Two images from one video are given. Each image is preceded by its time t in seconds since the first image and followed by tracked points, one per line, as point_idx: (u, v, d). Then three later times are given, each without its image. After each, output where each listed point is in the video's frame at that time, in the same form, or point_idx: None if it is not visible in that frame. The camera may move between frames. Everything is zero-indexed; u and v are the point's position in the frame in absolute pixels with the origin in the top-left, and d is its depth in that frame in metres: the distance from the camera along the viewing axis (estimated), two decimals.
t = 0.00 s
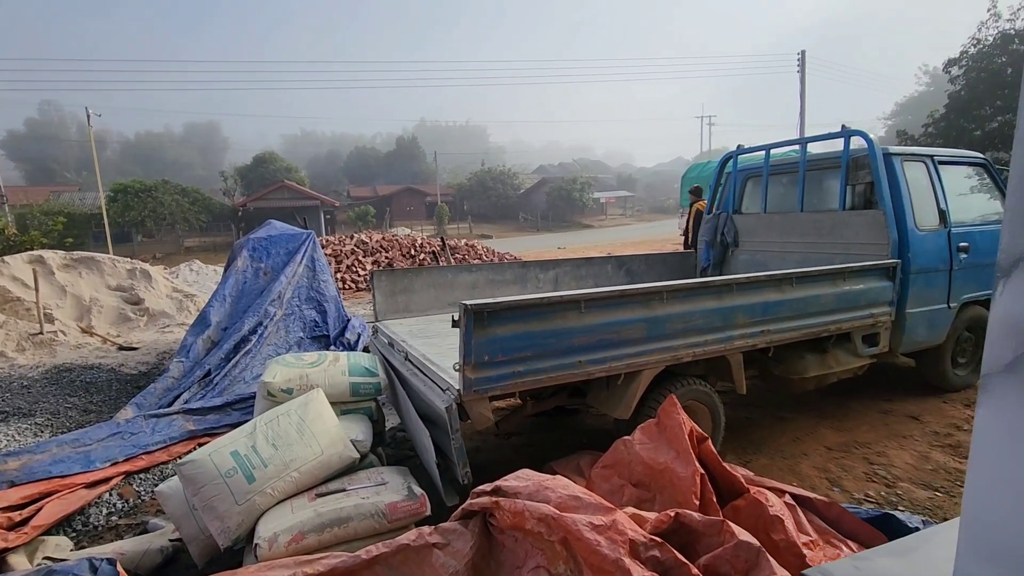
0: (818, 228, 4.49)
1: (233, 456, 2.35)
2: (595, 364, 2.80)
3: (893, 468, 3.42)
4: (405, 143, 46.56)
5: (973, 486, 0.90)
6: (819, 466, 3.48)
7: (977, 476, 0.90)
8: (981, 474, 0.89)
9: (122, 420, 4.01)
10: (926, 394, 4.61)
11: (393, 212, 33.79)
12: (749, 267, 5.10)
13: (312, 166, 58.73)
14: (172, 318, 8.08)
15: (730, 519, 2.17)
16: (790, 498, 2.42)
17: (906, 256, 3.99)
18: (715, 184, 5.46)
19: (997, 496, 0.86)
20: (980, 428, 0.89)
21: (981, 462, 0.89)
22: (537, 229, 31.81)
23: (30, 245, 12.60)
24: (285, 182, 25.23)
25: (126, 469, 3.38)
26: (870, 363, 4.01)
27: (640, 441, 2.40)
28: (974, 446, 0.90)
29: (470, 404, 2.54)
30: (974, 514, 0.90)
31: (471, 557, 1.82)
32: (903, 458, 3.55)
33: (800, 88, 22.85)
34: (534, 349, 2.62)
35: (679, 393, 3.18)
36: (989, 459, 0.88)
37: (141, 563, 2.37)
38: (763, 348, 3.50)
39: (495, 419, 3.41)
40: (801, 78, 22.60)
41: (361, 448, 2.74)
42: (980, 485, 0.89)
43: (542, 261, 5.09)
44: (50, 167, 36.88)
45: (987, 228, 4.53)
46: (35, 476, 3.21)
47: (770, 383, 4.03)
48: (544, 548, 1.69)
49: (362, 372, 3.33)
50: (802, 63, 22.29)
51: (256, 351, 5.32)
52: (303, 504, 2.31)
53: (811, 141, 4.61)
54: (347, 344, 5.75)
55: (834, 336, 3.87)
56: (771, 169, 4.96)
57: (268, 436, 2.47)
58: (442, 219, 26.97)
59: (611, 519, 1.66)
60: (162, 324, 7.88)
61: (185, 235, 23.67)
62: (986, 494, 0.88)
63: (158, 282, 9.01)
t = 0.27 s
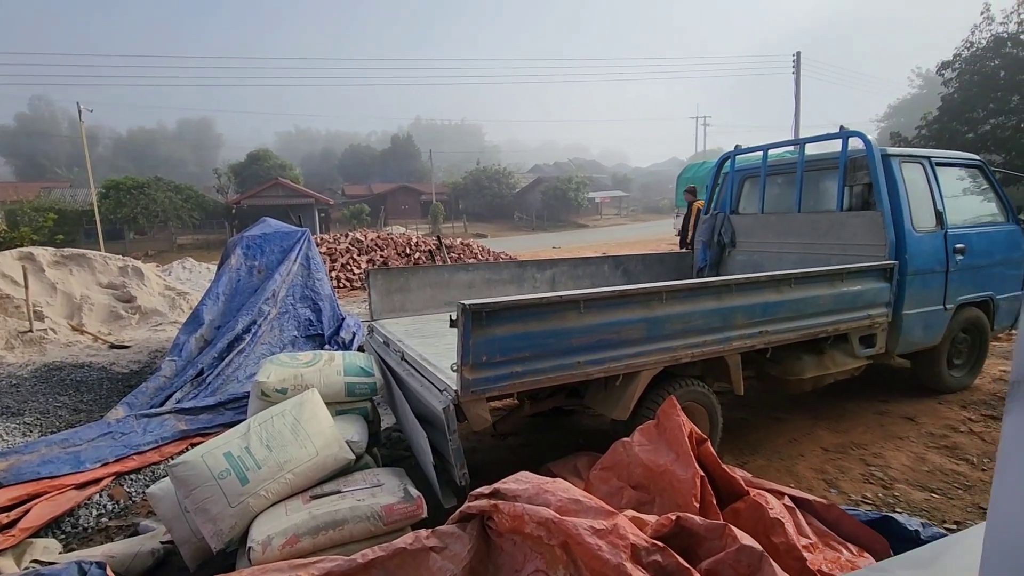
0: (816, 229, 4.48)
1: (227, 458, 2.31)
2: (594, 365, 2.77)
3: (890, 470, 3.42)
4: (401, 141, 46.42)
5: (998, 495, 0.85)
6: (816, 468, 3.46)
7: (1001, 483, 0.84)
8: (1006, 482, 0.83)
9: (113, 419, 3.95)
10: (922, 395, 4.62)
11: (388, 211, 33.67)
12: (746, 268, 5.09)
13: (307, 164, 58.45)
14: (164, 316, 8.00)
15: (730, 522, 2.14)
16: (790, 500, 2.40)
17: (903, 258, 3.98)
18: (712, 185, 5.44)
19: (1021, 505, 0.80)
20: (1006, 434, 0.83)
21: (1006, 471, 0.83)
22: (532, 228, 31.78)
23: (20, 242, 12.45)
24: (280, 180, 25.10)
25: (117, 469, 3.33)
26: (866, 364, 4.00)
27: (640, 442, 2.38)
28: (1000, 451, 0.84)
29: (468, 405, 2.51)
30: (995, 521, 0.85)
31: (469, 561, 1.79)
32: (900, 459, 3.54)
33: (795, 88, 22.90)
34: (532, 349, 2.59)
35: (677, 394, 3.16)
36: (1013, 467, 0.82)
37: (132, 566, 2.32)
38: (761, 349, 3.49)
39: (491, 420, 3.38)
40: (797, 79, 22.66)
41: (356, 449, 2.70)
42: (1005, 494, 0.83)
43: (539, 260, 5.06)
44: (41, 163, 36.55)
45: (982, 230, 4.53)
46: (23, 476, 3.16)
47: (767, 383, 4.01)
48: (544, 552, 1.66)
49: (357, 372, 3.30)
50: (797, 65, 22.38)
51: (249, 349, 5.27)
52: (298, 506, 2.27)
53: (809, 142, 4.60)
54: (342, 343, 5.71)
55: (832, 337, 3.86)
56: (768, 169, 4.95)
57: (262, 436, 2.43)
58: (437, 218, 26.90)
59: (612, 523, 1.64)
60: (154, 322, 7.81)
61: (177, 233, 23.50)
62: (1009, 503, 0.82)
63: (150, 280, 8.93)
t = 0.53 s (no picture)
0: (811, 229, 4.48)
1: (219, 458, 2.28)
2: (590, 365, 2.76)
3: (884, 470, 3.42)
4: (396, 140, 46.33)
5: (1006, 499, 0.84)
6: (810, 468, 3.47)
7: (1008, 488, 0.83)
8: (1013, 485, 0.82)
9: (103, 419, 3.91)
10: (915, 395, 4.63)
11: (383, 209, 33.59)
12: (741, 268, 5.09)
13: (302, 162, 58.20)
14: (156, 314, 7.94)
15: (725, 523, 2.13)
16: (786, 501, 2.39)
17: (898, 258, 3.99)
18: (709, 184, 5.45)
19: None
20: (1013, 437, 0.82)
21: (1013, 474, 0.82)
22: (527, 228, 31.79)
23: (10, 238, 12.34)
24: (274, 177, 24.98)
25: (107, 469, 3.29)
26: (860, 365, 4.01)
27: (636, 443, 2.37)
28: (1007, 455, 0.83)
29: (463, 405, 2.49)
30: (1001, 526, 0.84)
31: (464, 563, 1.77)
32: (894, 459, 3.55)
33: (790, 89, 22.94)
34: (528, 349, 2.57)
35: (673, 394, 3.15)
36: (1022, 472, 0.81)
37: (122, 567, 2.29)
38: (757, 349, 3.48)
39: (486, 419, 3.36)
40: (792, 81, 22.72)
41: (350, 449, 2.68)
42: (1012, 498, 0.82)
43: (534, 259, 5.05)
44: (33, 159, 36.27)
45: (976, 231, 4.55)
46: (12, 476, 3.12)
47: (762, 384, 4.01)
48: (539, 554, 1.65)
49: (351, 372, 3.27)
50: (792, 66, 22.46)
51: (243, 348, 5.23)
52: (290, 507, 2.25)
53: (805, 143, 4.60)
54: (337, 342, 5.68)
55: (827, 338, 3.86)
56: (765, 170, 4.95)
57: (254, 436, 2.41)
58: (432, 216, 26.86)
59: (608, 525, 1.62)
60: (146, 321, 7.75)
61: (171, 230, 23.36)
62: (1017, 507, 0.81)
63: (143, 278, 8.86)
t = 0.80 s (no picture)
0: (805, 230, 4.50)
1: (211, 458, 2.27)
2: (585, 365, 2.76)
3: (876, 469, 3.44)
4: (391, 139, 46.24)
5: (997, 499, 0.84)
6: (803, 467, 3.48)
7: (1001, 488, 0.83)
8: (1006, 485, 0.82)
9: (95, 418, 3.89)
10: (907, 395, 4.66)
11: (378, 208, 33.51)
12: (736, 268, 5.10)
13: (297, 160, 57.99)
14: (149, 313, 7.90)
15: (719, 522, 2.13)
16: (779, 500, 2.40)
17: (891, 259, 4.00)
18: (703, 185, 5.46)
19: (1023, 513, 0.79)
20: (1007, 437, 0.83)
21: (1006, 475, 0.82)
22: (523, 227, 31.79)
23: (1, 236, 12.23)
24: (269, 176, 24.88)
25: (98, 469, 3.27)
26: (853, 365, 4.02)
27: (630, 443, 2.37)
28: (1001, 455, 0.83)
29: (457, 405, 2.48)
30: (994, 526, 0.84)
31: (458, 564, 1.76)
32: (886, 459, 3.56)
33: (785, 89, 22.95)
34: (522, 349, 2.57)
35: (667, 394, 3.15)
36: (1015, 474, 0.81)
37: (114, 568, 2.28)
38: (751, 349, 3.49)
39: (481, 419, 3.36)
40: (787, 81, 22.80)
41: (344, 449, 2.67)
42: (1004, 497, 0.83)
43: (529, 259, 5.04)
44: (24, 156, 35.98)
45: (968, 232, 4.57)
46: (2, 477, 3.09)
47: (756, 383, 4.03)
48: (533, 555, 1.64)
49: (345, 371, 3.26)
50: (787, 66, 22.54)
51: (236, 347, 5.20)
52: (283, 507, 2.24)
53: (799, 143, 4.62)
54: (331, 341, 5.66)
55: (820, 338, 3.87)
56: (759, 170, 4.97)
57: (247, 436, 2.39)
58: (427, 215, 26.82)
59: (602, 525, 1.62)
60: (139, 319, 7.71)
61: (164, 228, 23.22)
62: (1009, 509, 0.81)
63: (135, 276, 8.80)
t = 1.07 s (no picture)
0: (799, 230, 4.52)
1: (205, 458, 2.26)
2: (579, 364, 2.76)
3: (868, 467, 3.46)
4: (387, 137, 46.14)
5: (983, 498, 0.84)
6: (796, 465, 3.50)
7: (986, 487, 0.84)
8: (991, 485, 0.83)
9: (87, 417, 3.87)
10: (900, 393, 4.69)
11: (373, 207, 33.43)
12: (730, 268, 5.12)
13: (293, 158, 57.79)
14: (143, 311, 7.87)
15: (712, 521, 2.15)
16: (772, 499, 2.41)
17: (884, 259, 4.03)
18: (699, 184, 5.47)
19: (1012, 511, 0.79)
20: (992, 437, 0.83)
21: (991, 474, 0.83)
22: (518, 226, 31.80)
23: None
24: (264, 174, 24.73)
25: (91, 469, 3.25)
26: (846, 364, 4.04)
27: (624, 442, 2.38)
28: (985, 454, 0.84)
29: (451, 404, 2.49)
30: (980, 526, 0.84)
31: (452, 562, 1.76)
32: (878, 457, 3.59)
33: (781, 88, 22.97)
34: (517, 348, 2.57)
35: (661, 393, 3.16)
36: (1004, 472, 0.80)
37: (106, 568, 2.27)
38: (745, 348, 3.50)
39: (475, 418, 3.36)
40: (782, 81, 22.86)
41: (338, 449, 2.67)
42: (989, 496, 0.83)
43: (525, 258, 5.05)
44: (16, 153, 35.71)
45: (960, 232, 4.60)
46: None
47: (750, 382, 4.04)
48: (527, 553, 1.65)
49: (340, 370, 3.25)
50: (782, 66, 22.60)
51: (230, 347, 5.19)
52: (277, 506, 2.23)
53: (793, 143, 4.63)
54: (326, 340, 5.65)
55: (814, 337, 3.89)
56: (754, 170, 4.98)
57: (240, 436, 2.39)
58: (423, 214, 26.78)
59: (596, 524, 1.62)
60: (133, 318, 7.67)
61: (158, 226, 23.08)
62: (999, 507, 0.81)
63: (129, 275, 8.76)
